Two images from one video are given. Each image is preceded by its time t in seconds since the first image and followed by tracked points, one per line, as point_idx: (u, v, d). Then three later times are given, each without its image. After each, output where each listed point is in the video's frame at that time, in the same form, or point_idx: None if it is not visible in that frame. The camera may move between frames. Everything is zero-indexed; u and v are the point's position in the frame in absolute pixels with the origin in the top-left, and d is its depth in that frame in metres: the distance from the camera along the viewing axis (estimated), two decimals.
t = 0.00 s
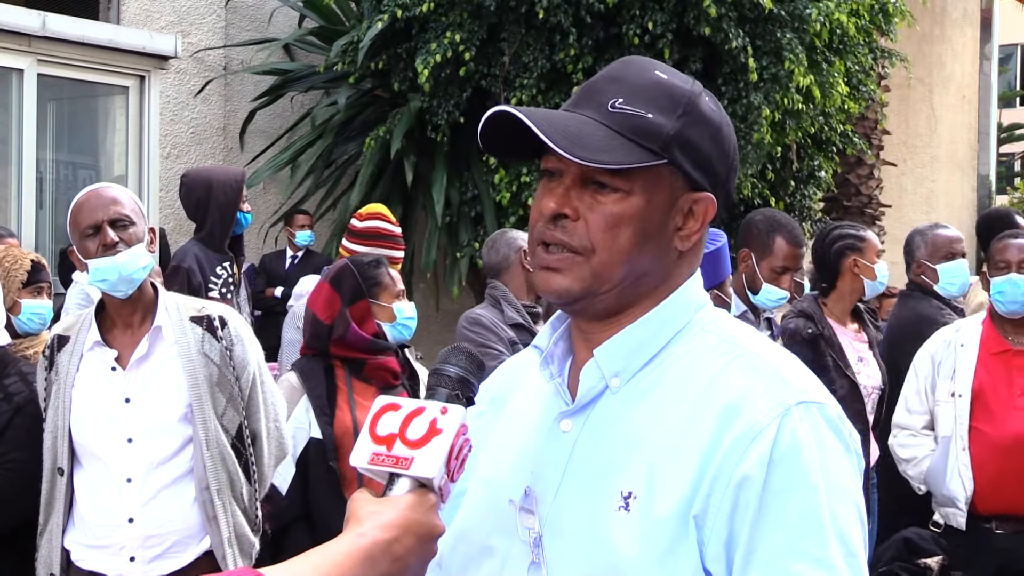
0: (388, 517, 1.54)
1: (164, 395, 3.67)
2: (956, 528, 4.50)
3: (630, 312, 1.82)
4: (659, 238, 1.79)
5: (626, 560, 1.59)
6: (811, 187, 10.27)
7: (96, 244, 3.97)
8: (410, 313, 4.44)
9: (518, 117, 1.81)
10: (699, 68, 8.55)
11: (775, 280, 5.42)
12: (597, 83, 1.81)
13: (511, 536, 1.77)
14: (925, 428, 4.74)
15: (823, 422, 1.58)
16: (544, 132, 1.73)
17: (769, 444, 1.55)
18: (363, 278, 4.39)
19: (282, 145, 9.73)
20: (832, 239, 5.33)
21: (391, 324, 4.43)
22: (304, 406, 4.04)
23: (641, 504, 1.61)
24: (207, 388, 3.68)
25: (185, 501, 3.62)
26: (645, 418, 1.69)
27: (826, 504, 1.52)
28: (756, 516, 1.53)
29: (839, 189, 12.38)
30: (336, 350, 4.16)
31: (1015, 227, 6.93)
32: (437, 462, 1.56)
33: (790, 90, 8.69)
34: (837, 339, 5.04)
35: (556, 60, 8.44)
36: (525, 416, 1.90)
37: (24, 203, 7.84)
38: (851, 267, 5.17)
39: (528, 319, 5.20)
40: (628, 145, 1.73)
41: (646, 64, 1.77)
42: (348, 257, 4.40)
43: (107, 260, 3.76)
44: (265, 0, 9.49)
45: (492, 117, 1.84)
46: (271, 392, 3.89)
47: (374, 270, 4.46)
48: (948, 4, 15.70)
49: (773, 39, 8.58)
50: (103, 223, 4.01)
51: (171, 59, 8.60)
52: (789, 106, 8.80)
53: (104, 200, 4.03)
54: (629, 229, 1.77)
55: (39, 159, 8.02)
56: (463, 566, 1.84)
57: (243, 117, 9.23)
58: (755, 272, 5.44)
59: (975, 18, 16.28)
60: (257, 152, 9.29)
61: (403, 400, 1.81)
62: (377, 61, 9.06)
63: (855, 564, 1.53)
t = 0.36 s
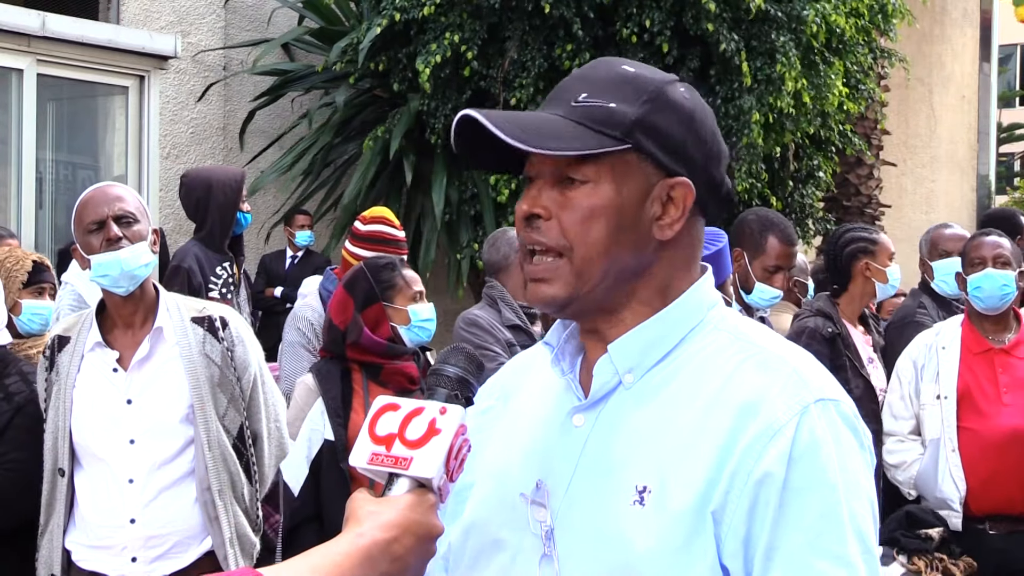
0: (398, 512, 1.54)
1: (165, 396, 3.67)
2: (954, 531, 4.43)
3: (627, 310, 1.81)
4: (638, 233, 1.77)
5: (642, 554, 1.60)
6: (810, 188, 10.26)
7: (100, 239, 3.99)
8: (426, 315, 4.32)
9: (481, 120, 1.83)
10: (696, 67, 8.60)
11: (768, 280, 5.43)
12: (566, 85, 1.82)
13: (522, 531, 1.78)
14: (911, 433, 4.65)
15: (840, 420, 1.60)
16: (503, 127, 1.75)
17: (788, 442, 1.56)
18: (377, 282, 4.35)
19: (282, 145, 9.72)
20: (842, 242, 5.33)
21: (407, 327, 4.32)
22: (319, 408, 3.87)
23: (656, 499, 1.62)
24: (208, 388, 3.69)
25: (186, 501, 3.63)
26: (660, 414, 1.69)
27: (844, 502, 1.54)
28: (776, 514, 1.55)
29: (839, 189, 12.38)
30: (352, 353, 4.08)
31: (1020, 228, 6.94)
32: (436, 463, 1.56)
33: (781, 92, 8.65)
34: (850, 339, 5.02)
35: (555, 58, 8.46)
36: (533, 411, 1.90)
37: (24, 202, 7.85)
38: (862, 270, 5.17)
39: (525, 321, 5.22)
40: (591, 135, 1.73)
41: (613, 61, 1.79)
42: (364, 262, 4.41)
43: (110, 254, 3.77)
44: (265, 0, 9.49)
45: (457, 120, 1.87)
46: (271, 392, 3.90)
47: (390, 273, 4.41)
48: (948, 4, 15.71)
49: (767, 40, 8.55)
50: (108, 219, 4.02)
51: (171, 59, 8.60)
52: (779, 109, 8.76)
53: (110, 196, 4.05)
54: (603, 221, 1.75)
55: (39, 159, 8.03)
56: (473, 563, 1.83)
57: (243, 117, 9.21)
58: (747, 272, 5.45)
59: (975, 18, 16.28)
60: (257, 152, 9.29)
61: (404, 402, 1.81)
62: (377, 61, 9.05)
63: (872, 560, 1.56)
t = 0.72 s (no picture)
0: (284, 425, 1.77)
1: (166, 396, 3.68)
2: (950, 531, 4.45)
3: (617, 317, 1.80)
4: (608, 244, 1.76)
5: (653, 551, 1.61)
6: (810, 187, 10.30)
7: (101, 238, 3.99)
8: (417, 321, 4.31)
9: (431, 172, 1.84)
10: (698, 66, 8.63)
11: (763, 278, 5.44)
12: (507, 112, 1.81)
13: (531, 532, 1.78)
14: (911, 434, 4.62)
15: (844, 410, 1.62)
16: (444, 180, 1.76)
17: (796, 436, 1.58)
18: (377, 291, 4.42)
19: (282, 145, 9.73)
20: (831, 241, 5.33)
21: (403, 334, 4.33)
22: (336, 409, 4.02)
23: (664, 497, 1.63)
24: (208, 388, 3.70)
25: (185, 502, 3.63)
26: (664, 413, 1.71)
27: (854, 492, 1.56)
28: (788, 509, 1.56)
29: (838, 189, 12.38)
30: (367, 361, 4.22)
31: None
32: (436, 460, 1.57)
33: (787, 88, 8.68)
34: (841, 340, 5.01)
35: (556, 55, 8.45)
36: (531, 414, 1.90)
37: (23, 202, 7.86)
38: (854, 269, 5.16)
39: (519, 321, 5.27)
40: (536, 163, 1.73)
41: (546, 79, 1.77)
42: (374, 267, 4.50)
43: (111, 254, 3.78)
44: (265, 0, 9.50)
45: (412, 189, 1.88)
46: (272, 391, 3.88)
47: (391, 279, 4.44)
48: (948, 4, 15.71)
49: (770, 38, 8.55)
50: (109, 218, 4.03)
51: (171, 59, 8.60)
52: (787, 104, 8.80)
53: (111, 196, 4.06)
54: (569, 242, 1.74)
55: (39, 159, 8.04)
56: (477, 565, 1.84)
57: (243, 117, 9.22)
58: (743, 271, 5.46)
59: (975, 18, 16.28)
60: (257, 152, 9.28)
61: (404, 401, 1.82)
62: (377, 61, 9.05)
63: (885, 547, 1.57)
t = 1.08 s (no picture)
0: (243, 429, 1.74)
1: (166, 396, 3.69)
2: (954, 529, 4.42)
3: (619, 313, 1.80)
4: (613, 242, 1.76)
5: (658, 549, 1.61)
6: (809, 187, 10.27)
7: (101, 238, 3.99)
8: (415, 323, 4.31)
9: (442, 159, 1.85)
10: (700, 68, 8.64)
11: (755, 274, 5.45)
12: (522, 105, 1.82)
13: (534, 531, 1.78)
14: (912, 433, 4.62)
15: (847, 408, 1.62)
16: (454, 169, 1.77)
17: (800, 433, 1.59)
18: (381, 292, 4.46)
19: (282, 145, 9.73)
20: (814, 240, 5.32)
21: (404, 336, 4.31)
22: (338, 407, 4.04)
23: (668, 494, 1.63)
24: (209, 388, 3.73)
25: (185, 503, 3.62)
26: (667, 410, 1.71)
27: (858, 489, 1.56)
28: (794, 506, 1.56)
29: (838, 189, 12.38)
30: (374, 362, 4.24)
31: None
32: (432, 465, 1.57)
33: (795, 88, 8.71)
34: (825, 338, 5.02)
35: (558, 57, 8.44)
36: (532, 412, 1.90)
37: (23, 202, 7.87)
38: (836, 269, 5.17)
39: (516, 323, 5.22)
40: (546, 159, 1.74)
41: (563, 74, 1.78)
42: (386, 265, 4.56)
43: (111, 254, 3.79)
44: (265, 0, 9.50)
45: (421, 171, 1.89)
46: (273, 391, 3.91)
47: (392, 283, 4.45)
48: (948, 5, 15.70)
49: (776, 39, 8.58)
50: (109, 218, 4.03)
51: (171, 59, 8.59)
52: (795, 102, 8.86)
53: (112, 196, 4.07)
54: (572, 241, 1.75)
55: (39, 159, 8.04)
56: (477, 564, 1.84)
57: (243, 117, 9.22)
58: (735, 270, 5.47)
59: (974, 18, 16.30)
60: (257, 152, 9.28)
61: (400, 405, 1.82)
62: (377, 61, 9.05)
63: (888, 545, 1.58)
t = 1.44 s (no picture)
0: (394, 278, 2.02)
1: (167, 396, 3.68)
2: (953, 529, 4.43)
3: (616, 322, 1.81)
4: (600, 260, 1.77)
5: (656, 547, 1.61)
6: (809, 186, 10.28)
7: (102, 238, 3.99)
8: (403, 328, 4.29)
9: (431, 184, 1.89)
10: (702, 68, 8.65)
11: (748, 269, 5.45)
12: (506, 121, 1.83)
13: (534, 531, 1.79)
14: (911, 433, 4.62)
15: (844, 407, 1.63)
16: (436, 203, 1.82)
17: (798, 432, 1.59)
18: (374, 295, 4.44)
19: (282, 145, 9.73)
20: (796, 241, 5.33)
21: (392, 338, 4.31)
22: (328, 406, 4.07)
23: (667, 493, 1.64)
24: (209, 388, 3.69)
25: (186, 502, 3.63)
26: (666, 409, 1.71)
27: (855, 488, 1.57)
28: (791, 504, 1.57)
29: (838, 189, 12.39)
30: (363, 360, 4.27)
31: None
32: (434, 465, 1.57)
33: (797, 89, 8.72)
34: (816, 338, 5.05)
35: (559, 57, 8.44)
36: (531, 409, 1.91)
37: (23, 203, 7.87)
38: (820, 267, 5.16)
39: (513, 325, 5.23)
40: (526, 188, 1.76)
41: (544, 89, 1.77)
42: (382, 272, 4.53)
43: (113, 254, 3.79)
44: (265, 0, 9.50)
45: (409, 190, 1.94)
46: (273, 392, 3.90)
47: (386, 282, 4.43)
48: (948, 5, 15.69)
49: (779, 39, 8.59)
50: (111, 218, 4.03)
51: (171, 59, 8.60)
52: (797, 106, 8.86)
53: (114, 196, 4.08)
54: (559, 264, 1.77)
55: (39, 159, 8.05)
56: (478, 563, 1.84)
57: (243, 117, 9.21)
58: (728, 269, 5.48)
59: (974, 17, 16.31)
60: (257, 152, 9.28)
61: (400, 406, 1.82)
62: (377, 61, 9.05)
63: (885, 544, 1.58)
